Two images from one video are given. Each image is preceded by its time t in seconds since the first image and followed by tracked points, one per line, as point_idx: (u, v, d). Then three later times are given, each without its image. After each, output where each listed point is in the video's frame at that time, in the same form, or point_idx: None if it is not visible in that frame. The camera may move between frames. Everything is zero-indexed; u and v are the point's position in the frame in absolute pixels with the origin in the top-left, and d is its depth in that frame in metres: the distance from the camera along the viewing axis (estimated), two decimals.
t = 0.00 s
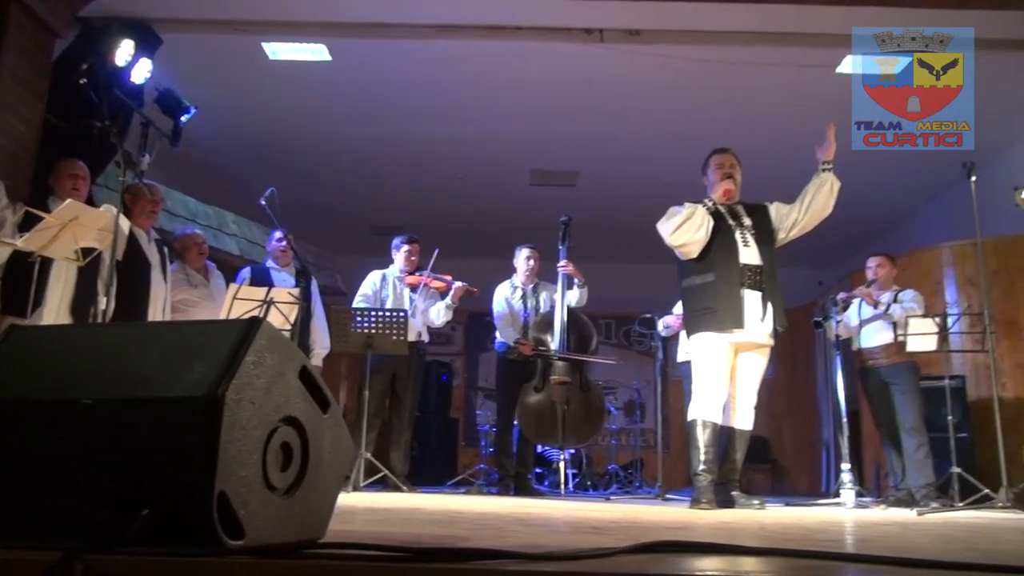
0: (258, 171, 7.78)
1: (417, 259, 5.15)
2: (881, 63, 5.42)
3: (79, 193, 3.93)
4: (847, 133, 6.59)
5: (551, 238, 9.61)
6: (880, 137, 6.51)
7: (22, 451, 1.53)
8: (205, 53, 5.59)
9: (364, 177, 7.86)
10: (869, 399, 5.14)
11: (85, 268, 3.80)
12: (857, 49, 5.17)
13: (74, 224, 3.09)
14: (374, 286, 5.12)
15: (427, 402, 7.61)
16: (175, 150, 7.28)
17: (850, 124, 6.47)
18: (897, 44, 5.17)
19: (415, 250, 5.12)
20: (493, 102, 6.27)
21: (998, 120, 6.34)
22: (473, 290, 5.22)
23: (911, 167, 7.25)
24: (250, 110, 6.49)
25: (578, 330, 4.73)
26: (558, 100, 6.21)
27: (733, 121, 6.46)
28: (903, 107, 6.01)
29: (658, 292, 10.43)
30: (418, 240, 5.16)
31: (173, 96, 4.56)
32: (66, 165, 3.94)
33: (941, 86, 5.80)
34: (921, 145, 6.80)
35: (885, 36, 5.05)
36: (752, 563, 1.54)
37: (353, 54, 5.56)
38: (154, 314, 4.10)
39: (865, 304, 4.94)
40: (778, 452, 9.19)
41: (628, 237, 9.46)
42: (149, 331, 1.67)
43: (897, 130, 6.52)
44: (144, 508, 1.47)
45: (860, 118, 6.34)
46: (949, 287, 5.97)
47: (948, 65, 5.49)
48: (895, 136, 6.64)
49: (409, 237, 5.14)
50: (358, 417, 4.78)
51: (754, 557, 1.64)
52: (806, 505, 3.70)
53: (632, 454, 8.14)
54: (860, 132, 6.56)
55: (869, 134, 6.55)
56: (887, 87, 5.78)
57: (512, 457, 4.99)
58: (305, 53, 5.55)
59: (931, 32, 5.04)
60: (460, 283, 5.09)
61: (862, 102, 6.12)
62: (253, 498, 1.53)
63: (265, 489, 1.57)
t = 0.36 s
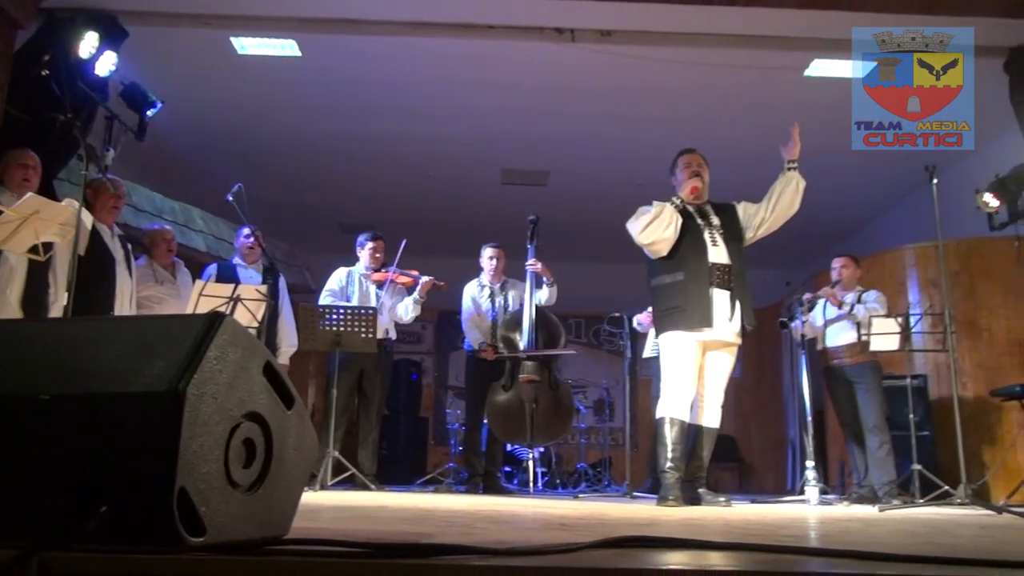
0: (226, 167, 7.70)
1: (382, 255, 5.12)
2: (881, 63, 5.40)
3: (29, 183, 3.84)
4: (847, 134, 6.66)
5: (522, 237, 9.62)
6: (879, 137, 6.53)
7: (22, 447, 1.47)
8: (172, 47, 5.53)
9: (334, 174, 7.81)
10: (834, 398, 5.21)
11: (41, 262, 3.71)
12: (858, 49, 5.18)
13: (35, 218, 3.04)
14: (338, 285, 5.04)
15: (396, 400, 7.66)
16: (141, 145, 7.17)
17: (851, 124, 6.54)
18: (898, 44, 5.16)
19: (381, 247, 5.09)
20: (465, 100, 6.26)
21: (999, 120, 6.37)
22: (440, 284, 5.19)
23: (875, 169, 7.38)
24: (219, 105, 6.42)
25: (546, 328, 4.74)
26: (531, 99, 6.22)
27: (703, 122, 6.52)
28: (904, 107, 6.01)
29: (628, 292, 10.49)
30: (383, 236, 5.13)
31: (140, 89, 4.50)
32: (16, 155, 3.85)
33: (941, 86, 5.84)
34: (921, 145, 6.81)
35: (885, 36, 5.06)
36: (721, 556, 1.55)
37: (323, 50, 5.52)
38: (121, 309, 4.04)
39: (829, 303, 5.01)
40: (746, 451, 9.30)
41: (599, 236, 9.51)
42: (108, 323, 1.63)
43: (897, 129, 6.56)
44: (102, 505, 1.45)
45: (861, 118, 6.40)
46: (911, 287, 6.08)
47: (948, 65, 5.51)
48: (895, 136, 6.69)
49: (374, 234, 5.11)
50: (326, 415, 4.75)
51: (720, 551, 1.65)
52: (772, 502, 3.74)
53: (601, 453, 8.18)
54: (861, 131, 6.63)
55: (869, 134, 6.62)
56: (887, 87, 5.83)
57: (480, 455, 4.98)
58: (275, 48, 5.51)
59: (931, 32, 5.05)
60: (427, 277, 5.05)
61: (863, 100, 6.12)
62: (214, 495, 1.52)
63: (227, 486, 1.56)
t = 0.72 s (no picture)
0: (198, 162, 7.61)
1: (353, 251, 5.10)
2: (881, 63, 5.42)
3: None
4: (848, 133, 6.71)
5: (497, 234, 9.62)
6: (879, 136, 6.58)
7: None
8: (142, 39, 5.46)
9: (308, 170, 7.75)
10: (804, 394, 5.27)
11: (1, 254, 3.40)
12: (857, 49, 5.24)
13: None
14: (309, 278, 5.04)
15: (370, 398, 7.68)
16: (109, 138, 7.07)
17: (851, 124, 6.58)
18: (898, 44, 5.20)
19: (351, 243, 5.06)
20: (440, 96, 6.25)
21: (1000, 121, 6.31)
22: (410, 277, 5.16)
23: (845, 169, 7.47)
24: (191, 99, 6.36)
25: (519, 325, 4.74)
26: (507, 96, 6.23)
27: (677, 121, 6.57)
28: (903, 107, 6.00)
29: (603, 290, 10.53)
30: (352, 231, 5.11)
31: (109, 82, 4.44)
32: None
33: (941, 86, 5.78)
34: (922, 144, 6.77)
35: (885, 36, 5.10)
36: (691, 546, 1.56)
37: (297, 44, 5.49)
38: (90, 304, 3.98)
39: (800, 301, 5.07)
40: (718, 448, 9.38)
41: (574, 234, 9.53)
42: (72, 316, 1.60)
43: (898, 129, 6.56)
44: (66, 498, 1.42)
45: (862, 118, 6.43)
46: (880, 286, 6.17)
47: (948, 65, 5.55)
48: (895, 136, 6.73)
49: (344, 229, 5.08)
50: (297, 412, 4.71)
51: (691, 542, 1.66)
52: (743, 497, 3.77)
53: (575, 450, 8.20)
54: (861, 131, 6.67)
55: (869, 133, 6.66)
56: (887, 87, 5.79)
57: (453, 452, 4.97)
58: (248, 42, 5.47)
59: (932, 32, 5.14)
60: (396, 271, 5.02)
61: (863, 100, 6.14)
62: (181, 488, 1.50)
63: (194, 480, 1.54)
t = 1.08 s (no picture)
0: (172, 155, 7.53)
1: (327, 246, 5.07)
2: (881, 63, 5.55)
3: None
4: (848, 133, 6.80)
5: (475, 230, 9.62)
6: (879, 137, 6.69)
7: None
8: (115, 30, 5.39)
9: (284, 165, 7.70)
10: (779, 389, 5.32)
11: None
12: (857, 49, 5.37)
13: None
14: (283, 271, 5.01)
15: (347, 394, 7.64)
16: (81, 130, 6.97)
17: (851, 124, 6.67)
18: (898, 44, 5.32)
19: (325, 237, 5.04)
20: (418, 91, 6.24)
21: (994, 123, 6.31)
22: (382, 276, 5.12)
23: (818, 168, 7.56)
24: (166, 92, 6.29)
25: (495, 320, 4.76)
26: (486, 92, 6.23)
27: (655, 118, 6.60)
28: (903, 107, 6.09)
29: (579, 286, 10.56)
30: (327, 226, 5.09)
31: (80, 73, 4.38)
32: None
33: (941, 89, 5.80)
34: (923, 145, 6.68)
35: (885, 36, 5.23)
36: (667, 534, 1.57)
37: (274, 37, 5.45)
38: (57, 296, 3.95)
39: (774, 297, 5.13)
40: (694, 443, 9.46)
41: (551, 231, 9.55)
42: (38, 303, 1.57)
43: (897, 130, 6.65)
44: (30, 489, 1.41)
45: (863, 118, 6.53)
46: (854, 284, 6.25)
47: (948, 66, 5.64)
48: (895, 137, 6.80)
49: (318, 224, 5.05)
50: (271, 408, 4.67)
51: (664, 531, 1.67)
52: (717, 490, 3.80)
53: (551, 445, 8.22)
54: (861, 131, 6.77)
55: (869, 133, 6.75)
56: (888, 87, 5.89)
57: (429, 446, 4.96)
58: (223, 34, 5.42)
59: (932, 32, 5.29)
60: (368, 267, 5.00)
61: (864, 101, 6.23)
62: (149, 478, 1.48)
63: (162, 471, 1.52)
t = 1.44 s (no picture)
0: (145, 146, 7.44)
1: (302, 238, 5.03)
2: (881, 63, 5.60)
3: None
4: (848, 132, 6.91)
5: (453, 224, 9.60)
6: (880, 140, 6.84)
7: None
8: (86, 17, 5.31)
9: (260, 156, 7.64)
10: (753, 382, 5.36)
11: None
12: (857, 49, 5.41)
13: None
14: (260, 262, 4.95)
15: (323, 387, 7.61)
16: (51, 120, 6.87)
17: (850, 125, 6.79)
18: (898, 44, 5.32)
19: (300, 230, 5.00)
20: (395, 83, 6.21)
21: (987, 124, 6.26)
22: (358, 270, 5.10)
23: (794, 164, 7.63)
24: (139, 82, 6.22)
25: (472, 314, 4.75)
26: (465, 85, 6.22)
27: (633, 113, 6.62)
28: (904, 107, 6.12)
29: (557, 280, 10.58)
30: (302, 218, 5.06)
31: (51, 61, 4.30)
32: None
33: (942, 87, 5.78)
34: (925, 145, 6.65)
35: (885, 36, 5.27)
36: (641, 523, 1.57)
37: (248, 26, 5.40)
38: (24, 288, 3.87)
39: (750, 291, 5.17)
40: (670, 437, 9.52)
41: (529, 224, 9.56)
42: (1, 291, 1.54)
43: (897, 130, 6.72)
44: None
45: (863, 117, 6.64)
46: (828, 279, 6.31)
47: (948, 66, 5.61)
48: (896, 137, 6.83)
49: (293, 217, 5.02)
50: (246, 401, 4.63)
51: (636, 520, 1.68)
52: (691, 482, 3.82)
53: (527, 438, 8.24)
54: (861, 131, 6.88)
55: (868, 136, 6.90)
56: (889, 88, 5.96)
57: (405, 439, 4.94)
58: (197, 23, 5.36)
59: (932, 32, 5.25)
60: (343, 261, 4.97)
61: (864, 101, 6.32)
62: (115, 468, 1.46)
63: (128, 460, 1.50)
